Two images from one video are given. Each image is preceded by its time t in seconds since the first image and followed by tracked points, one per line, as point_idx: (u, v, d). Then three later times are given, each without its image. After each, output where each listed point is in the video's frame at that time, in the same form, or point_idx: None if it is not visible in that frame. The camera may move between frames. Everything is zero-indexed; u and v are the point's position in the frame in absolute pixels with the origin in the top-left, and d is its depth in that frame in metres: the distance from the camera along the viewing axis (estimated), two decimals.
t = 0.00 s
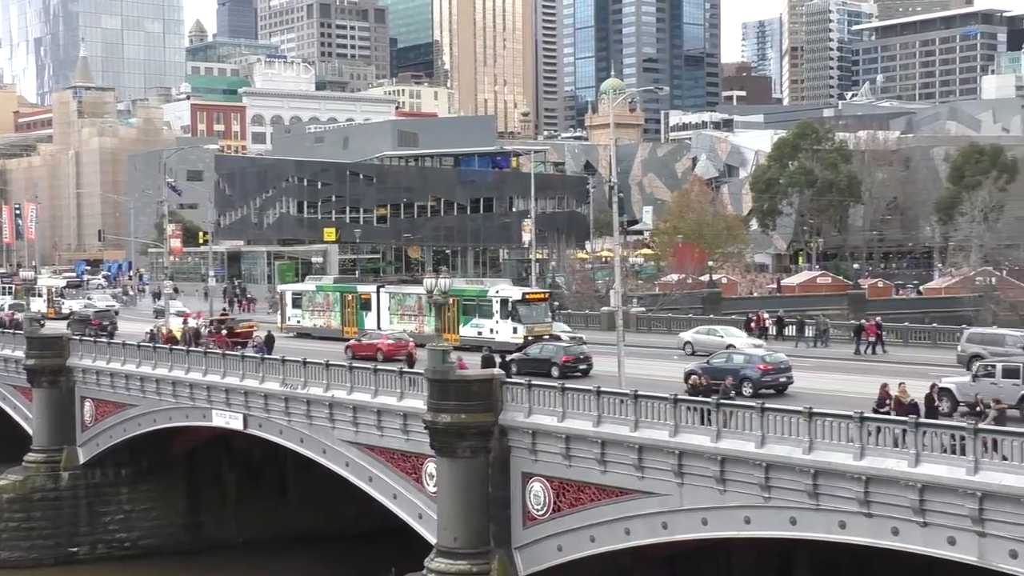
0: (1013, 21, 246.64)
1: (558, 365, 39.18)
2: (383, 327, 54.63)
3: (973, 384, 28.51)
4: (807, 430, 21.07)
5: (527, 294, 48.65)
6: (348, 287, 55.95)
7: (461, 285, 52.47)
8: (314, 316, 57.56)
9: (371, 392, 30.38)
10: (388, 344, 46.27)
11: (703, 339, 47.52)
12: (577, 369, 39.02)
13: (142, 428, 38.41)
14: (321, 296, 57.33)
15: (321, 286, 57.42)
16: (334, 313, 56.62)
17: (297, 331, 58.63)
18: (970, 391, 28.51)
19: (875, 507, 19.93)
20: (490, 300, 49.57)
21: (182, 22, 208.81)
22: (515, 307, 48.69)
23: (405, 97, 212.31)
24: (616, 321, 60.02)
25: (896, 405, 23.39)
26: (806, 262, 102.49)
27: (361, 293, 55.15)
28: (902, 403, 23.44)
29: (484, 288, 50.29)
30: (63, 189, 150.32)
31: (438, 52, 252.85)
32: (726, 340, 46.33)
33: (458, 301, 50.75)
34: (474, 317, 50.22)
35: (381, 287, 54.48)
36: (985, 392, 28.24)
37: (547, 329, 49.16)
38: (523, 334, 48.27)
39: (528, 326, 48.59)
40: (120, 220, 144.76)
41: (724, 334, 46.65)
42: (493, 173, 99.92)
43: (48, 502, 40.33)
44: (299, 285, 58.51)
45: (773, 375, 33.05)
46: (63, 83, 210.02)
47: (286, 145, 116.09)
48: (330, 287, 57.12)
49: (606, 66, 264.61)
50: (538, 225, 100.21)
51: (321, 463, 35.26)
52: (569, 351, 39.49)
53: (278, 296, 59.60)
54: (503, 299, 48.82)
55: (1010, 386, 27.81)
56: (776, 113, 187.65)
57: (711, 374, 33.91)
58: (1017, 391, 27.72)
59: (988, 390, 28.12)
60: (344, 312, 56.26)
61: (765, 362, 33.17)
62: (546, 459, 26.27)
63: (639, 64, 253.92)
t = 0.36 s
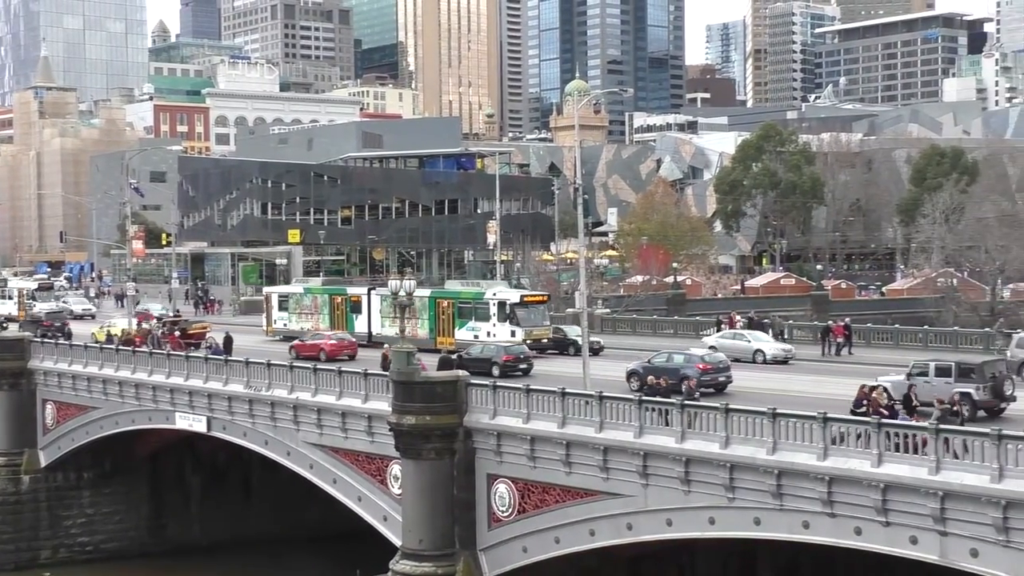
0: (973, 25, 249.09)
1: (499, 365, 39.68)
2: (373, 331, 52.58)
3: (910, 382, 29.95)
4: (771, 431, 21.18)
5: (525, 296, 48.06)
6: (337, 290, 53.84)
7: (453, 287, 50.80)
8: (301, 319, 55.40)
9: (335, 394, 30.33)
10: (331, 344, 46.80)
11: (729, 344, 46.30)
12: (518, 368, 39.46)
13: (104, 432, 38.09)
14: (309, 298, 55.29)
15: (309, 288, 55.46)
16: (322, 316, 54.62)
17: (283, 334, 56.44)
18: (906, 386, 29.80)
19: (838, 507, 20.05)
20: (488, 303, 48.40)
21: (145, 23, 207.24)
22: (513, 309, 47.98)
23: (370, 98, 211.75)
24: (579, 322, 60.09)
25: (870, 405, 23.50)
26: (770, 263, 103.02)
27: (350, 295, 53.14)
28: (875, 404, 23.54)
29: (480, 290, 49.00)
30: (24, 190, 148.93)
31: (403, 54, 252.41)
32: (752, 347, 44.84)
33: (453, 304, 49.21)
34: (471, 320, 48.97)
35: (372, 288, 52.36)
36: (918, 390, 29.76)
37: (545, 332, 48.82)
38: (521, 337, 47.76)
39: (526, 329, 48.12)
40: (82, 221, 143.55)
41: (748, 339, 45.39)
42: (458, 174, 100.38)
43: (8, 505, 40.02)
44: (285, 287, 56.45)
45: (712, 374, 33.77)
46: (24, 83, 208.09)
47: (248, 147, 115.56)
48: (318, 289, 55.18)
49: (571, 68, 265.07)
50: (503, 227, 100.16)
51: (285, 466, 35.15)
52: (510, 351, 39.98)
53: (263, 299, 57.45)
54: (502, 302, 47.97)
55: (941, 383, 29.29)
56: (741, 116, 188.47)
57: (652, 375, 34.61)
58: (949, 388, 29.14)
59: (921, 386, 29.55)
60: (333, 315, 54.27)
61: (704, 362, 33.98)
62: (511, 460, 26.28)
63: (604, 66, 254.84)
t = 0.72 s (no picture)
0: (930, 28, 251.57)
1: (435, 364, 39.81)
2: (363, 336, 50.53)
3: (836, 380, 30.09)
4: (731, 432, 21.28)
5: (520, 299, 45.92)
6: (323, 292, 51.87)
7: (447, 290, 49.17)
8: (286, 321, 53.46)
9: (296, 396, 30.21)
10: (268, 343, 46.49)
11: (754, 349, 44.05)
12: (453, 368, 39.75)
13: (62, 435, 37.65)
14: (294, 300, 53.29)
15: (294, 291, 53.36)
16: (307, 319, 52.50)
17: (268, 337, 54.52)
18: (836, 383, 29.80)
19: (797, 507, 20.14)
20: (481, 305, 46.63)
21: (103, 22, 205.53)
22: (509, 312, 45.70)
23: (330, 99, 211.00)
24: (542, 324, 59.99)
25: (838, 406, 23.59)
26: (730, 264, 103.42)
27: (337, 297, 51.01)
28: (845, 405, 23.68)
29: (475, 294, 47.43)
30: None
31: (363, 55, 251.77)
32: (782, 351, 42.42)
33: (446, 307, 47.80)
34: (464, 323, 47.22)
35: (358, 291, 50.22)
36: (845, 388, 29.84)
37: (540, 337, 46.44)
38: (516, 341, 45.49)
39: (522, 332, 45.77)
40: (39, 222, 142.20)
41: (776, 343, 43.01)
42: (419, 176, 100.03)
43: None
44: (271, 290, 54.72)
45: (647, 372, 34.43)
46: None
47: (207, 148, 114.89)
48: (303, 292, 53.04)
49: (531, 69, 265.51)
50: (464, 228, 100.10)
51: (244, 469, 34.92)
52: (447, 351, 40.17)
53: (251, 302, 55.72)
54: (497, 303, 45.82)
55: (867, 382, 30.08)
56: (701, 118, 189.29)
57: (589, 374, 35.37)
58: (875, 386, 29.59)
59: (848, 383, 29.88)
60: (319, 318, 52.20)
61: (638, 360, 34.59)
62: (472, 462, 26.26)
63: (565, 67, 255.66)
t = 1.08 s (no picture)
0: (892, 30, 253.88)
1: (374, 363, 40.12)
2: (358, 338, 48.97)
3: (765, 379, 30.94)
4: (696, 432, 21.38)
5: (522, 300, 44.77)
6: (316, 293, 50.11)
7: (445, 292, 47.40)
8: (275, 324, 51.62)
9: (260, 398, 30.07)
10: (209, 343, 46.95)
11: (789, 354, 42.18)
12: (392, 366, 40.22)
13: (23, 437, 37.17)
14: (286, 303, 51.51)
15: (285, 292, 51.49)
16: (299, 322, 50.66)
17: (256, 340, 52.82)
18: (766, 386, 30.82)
19: (761, 508, 20.25)
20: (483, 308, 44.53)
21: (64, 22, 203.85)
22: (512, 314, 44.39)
23: (294, 100, 210.10)
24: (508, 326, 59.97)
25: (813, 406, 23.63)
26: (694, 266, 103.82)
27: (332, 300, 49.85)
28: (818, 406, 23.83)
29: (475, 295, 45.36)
30: None
31: (327, 56, 250.74)
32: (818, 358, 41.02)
33: (445, 309, 45.74)
34: (464, 326, 45.19)
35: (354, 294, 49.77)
36: (774, 387, 30.81)
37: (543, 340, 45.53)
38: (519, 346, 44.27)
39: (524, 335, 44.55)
40: None
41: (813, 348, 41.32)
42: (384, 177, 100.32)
43: None
44: (260, 291, 52.84)
45: (583, 371, 35.24)
46: None
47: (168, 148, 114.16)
48: (294, 294, 51.27)
49: (496, 71, 265.68)
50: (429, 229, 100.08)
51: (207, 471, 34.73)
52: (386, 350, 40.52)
53: (237, 305, 53.76)
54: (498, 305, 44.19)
55: (794, 380, 30.35)
56: (665, 119, 189.99)
57: (530, 374, 36.19)
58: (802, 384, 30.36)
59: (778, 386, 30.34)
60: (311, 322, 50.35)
61: (575, 360, 35.35)
62: (437, 463, 26.27)
63: (529, 69, 255.88)
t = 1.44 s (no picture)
0: (853, 31, 255.85)
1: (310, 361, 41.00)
2: (350, 341, 48.18)
3: (693, 378, 31.36)
4: (660, 432, 21.44)
5: (526, 303, 44.44)
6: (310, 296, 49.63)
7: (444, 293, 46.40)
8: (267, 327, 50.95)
9: (222, 399, 29.90)
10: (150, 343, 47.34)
11: (827, 357, 40.19)
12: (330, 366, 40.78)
13: None
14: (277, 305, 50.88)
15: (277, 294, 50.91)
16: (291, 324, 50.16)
17: (245, 344, 52.12)
18: (692, 383, 31.43)
19: (725, 508, 20.34)
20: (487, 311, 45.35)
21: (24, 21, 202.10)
22: (514, 316, 44.41)
23: (257, 101, 208.99)
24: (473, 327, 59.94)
25: (783, 406, 23.79)
26: (658, 266, 104.26)
27: (325, 302, 48.81)
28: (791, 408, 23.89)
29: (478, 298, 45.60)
30: None
31: (290, 56, 249.78)
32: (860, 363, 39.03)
33: (445, 311, 44.46)
34: (464, 329, 43.99)
35: (348, 296, 48.31)
36: (701, 386, 31.26)
37: (547, 342, 44.70)
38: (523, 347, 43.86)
39: (528, 337, 44.21)
40: None
41: (855, 352, 39.40)
42: (347, 178, 99.97)
43: None
44: (251, 294, 52.25)
45: (518, 372, 36.53)
46: None
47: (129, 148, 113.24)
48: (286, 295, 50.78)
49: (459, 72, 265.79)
50: (392, 230, 99.92)
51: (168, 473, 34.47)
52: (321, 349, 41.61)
53: (227, 306, 53.02)
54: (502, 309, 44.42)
55: (720, 378, 30.89)
56: (629, 120, 190.65)
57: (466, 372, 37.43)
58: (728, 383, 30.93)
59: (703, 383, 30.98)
60: (305, 324, 50.02)
61: (511, 360, 36.62)
62: (400, 465, 26.23)
63: (493, 70, 255.41)
